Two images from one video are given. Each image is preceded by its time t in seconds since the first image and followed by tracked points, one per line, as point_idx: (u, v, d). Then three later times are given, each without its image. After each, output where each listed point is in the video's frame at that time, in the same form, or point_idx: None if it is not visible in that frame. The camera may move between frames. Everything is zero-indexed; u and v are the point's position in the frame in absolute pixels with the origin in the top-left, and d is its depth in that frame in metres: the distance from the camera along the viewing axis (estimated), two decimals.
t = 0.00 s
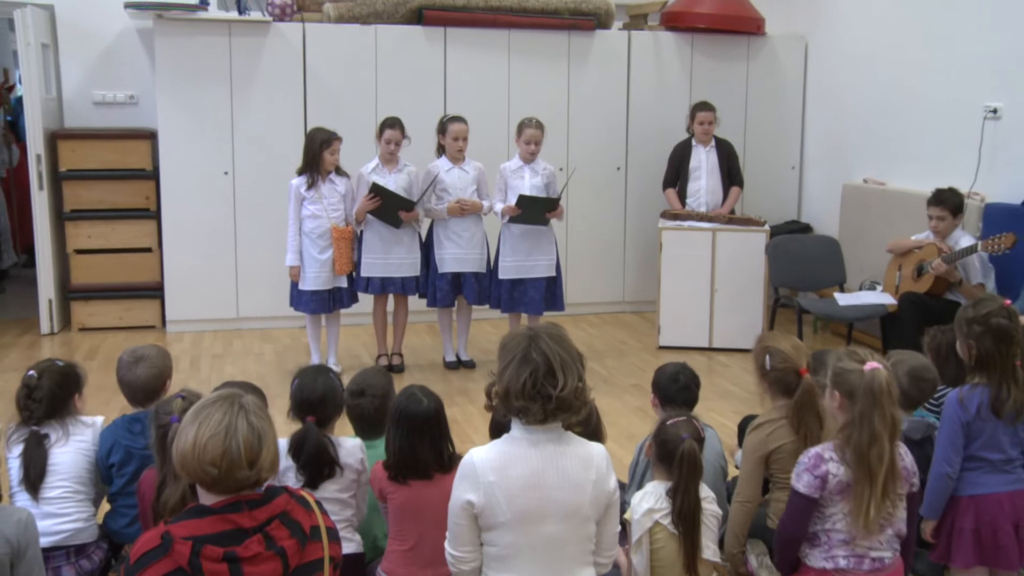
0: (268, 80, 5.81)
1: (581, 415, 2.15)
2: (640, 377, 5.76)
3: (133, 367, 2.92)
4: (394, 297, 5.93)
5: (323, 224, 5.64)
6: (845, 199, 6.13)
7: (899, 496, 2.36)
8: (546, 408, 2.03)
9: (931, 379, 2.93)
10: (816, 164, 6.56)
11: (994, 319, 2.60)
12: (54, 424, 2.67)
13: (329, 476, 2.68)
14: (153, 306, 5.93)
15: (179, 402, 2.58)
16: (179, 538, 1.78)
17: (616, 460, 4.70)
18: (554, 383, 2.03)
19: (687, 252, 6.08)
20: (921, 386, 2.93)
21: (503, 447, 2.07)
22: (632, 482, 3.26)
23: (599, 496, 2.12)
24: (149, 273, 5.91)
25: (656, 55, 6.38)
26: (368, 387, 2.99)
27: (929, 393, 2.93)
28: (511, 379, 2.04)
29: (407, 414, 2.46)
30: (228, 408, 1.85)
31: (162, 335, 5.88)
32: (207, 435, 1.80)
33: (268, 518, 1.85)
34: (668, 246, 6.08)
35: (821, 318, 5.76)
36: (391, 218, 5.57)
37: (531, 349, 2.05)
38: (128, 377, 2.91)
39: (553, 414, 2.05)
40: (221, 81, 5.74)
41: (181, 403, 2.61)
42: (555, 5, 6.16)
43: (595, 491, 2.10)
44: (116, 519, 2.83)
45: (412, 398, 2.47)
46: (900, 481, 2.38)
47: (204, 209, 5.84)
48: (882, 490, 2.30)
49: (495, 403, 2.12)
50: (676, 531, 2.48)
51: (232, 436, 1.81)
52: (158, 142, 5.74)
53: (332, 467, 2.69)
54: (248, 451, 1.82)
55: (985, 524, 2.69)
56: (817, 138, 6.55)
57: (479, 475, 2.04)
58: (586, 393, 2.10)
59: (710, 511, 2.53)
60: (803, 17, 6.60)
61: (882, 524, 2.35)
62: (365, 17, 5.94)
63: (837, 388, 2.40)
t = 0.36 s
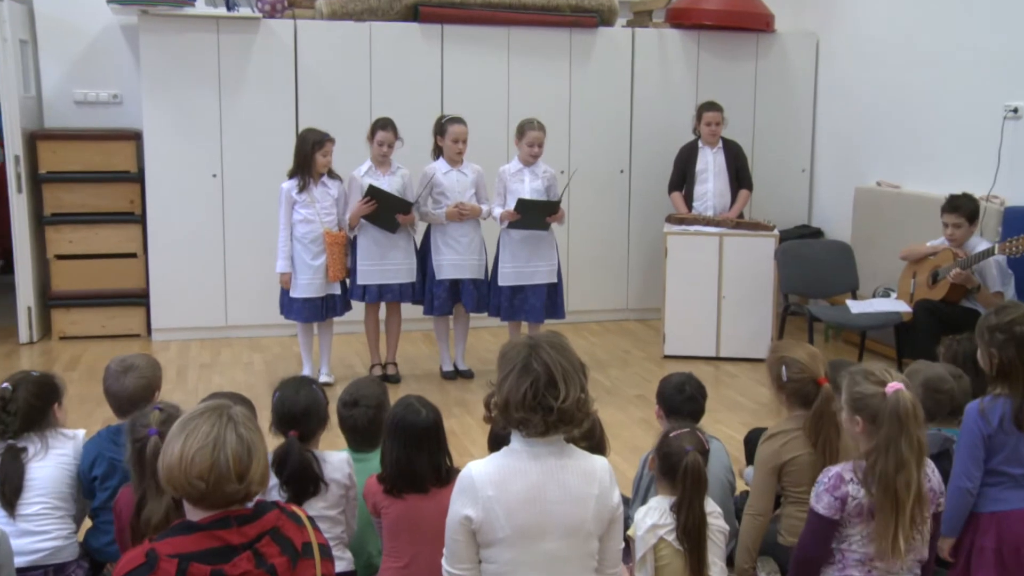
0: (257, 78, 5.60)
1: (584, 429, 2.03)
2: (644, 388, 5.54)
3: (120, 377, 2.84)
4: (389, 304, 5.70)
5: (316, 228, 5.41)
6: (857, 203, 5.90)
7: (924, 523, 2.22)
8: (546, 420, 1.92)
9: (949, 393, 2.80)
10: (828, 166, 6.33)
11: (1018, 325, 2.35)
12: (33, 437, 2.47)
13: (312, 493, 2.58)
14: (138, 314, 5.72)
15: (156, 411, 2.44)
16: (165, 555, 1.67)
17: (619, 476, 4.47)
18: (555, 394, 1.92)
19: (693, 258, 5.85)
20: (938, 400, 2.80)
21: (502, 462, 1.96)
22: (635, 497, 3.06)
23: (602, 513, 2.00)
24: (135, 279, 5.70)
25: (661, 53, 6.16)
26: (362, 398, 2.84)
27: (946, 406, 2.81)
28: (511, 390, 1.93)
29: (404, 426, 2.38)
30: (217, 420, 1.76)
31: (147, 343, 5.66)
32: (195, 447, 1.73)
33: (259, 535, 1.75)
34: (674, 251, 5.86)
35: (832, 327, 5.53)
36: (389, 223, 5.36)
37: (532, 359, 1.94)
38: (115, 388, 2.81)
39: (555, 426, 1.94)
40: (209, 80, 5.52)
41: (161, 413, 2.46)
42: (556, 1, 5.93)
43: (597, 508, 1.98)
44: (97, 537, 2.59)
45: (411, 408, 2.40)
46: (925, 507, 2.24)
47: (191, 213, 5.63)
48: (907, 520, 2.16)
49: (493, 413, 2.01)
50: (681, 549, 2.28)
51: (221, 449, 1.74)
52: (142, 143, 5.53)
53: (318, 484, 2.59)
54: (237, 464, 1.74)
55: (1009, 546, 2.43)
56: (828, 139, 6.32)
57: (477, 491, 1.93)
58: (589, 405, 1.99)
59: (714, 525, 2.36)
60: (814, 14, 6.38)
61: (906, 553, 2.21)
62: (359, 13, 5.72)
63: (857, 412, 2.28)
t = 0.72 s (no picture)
0: (247, 79, 5.39)
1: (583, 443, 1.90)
2: (649, 400, 5.32)
3: (114, 389, 2.78)
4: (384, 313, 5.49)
5: (312, 234, 5.21)
6: (870, 208, 5.69)
7: (942, 543, 2.07)
8: (548, 433, 1.81)
9: (968, 407, 2.52)
10: (840, 170, 6.11)
11: None
12: (15, 450, 2.34)
13: (314, 509, 2.45)
14: (123, 323, 5.51)
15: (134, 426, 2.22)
16: None
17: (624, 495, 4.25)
18: (556, 406, 1.81)
19: (700, 266, 5.65)
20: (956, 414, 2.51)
21: (501, 477, 1.84)
22: (639, 516, 2.90)
23: (604, 530, 1.89)
24: (119, 288, 5.49)
25: (666, 53, 5.96)
26: (356, 410, 2.74)
27: (965, 420, 2.52)
28: (511, 403, 1.82)
29: (398, 440, 2.29)
30: (206, 434, 1.69)
31: (132, 354, 5.45)
32: (182, 462, 1.65)
33: (248, 555, 1.64)
34: (680, 258, 5.66)
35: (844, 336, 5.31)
36: (387, 228, 5.17)
37: (532, 369, 1.83)
38: (108, 399, 2.76)
39: (556, 440, 1.82)
40: (197, 80, 5.32)
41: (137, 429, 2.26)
42: None
43: (600, 524, 1.87)
44: (80, 555, 2.45)
45: (405, 421, 2.31)
46: (943, 526, 2.08)
47: (178, 219, 5.43)
48: (922, 541, 2.01)
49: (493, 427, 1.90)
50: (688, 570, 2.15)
51: (210, 464, 1.65)
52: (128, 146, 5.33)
53: (319, 500, 2.46)
54: (226, 479, 1.65)
55: None
56: (840, 143, 6.11)
57: (474, 507, 1.81)
58: (590, 417, 1.87)
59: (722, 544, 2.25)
60: (826, 12, 6.17)
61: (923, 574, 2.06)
62: (353, 12, 5.52)
63: (872, 424, 2.11)
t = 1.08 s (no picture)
0: (238, 80, 5.20)
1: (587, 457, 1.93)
2: (655, 413, 5.11)
3: (100, 403, 2.65)
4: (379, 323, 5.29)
5: (304, 241, 5.03)
6: (885, 214, 5.48)
7: (968, 558, 1.98)
8: (550, 447, 1.82)
9: (986, 418, 2.52)
10: (852, 174, 5.91)
11: None
12: None
13: (301, 527, 2.31)
14: (108, 333, 5.31)
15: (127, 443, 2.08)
16: None
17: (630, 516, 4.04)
18: (558, 419, 1.83)
19: (708, 274, 5.44)
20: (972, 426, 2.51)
21: (501, 492, 1.85)
22: (645, 532, 2.76)
23: (609, 548, 1.88)
24: (104, 297, 5.29)
25: (672, 53, 5.77)
26: (349, 423, 2.61)
27: (983, 431, 2.52)
28: (511, 415, 1.83)
29: (394, 456, 2.22)
30: (193, 449, 1.68)
31: (117, 366, 5.25)
32: (169, 478, 1.63)
33: None
34: (687, 266, 5.45)
35: (858, 347, 5.11)
36: (378, 236, 4.97)
37: (533, 382, 1.85)
38: (96, 413, 2.63)
39: (558, 454, 1.83)
40: (184, 81, 5.13)
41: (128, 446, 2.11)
42: None
43: (603, 542, 1.86)
44: None
45: (400, 436, 2.24)
46: (969, 540, 1.99)
47: (165, 225, 5.23)
48: (950, 556, 1.92)
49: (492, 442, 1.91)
50: None
51: (198, 479, 1.64)
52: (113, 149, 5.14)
53: (305, 518, 2.31)
54: (215, 495, 1.64)
55: None
56: (852, 147, 5.91)
57: (474, 523, 1.82)
58: (594, 432, 1.89)
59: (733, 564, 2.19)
60: (837, 11, 5.98)
61: None
62: (348, 10, 5.33)
63: (891, 437, 1.99)
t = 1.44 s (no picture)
0: (228, 82, 5.03)
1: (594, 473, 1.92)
2: (661, 427, 4.91)
3: (81, 417, 2.49)
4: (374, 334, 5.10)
5: (294, 249, 4.85)
6: (899, 221, 5.30)
7: None
8: (552, 462, 1.81)
9: (1005, 433, 2.42)
10: (866, 180, 5.71)
11: None
12: None
13: (276, 548, 2.24)
14: (93, 344, 5.13)
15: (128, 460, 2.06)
16: None
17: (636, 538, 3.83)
18: (561, 434, 1.82)
19: (715, 283, 5.26)
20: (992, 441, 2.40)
21: (502, 510, 1.84)
22: (651, 552, 2.61)
23: (613, 566, 1.87)
24: (89, 306, 5.11)
25: (678, 54, 5.59)
26: (343, 437, 2.47)
27: (1003, 448, 2.42)
28: (511, 431, 1.82)
29: (390, 470, 2.14)
30: (182, 464, 1.67)
31: (101, 378, 5.07)
32: (157, 493, 1.62)
33: None
34: (695, 274, 5.26)
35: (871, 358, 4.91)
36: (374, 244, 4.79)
37: (534, 396, 1.84)
38: (78, 427, 2.47)
39: (561, 469, 1.83)
40: (172, 82, 4.96)
41: (131, 463, 2.08)
42: None
43: (607, 560, 1.85)
44: None
45: (397, 450, 2.15)
46: (990, 561, 1.96)
47: (152, 232, 5.05)
48: None
49: (493, 456, 1.90)
50: None
51: (187, 497, 1.63)
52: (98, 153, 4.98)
53: (282, 538, 2.25)
54: (204, 513, 1.63)
55: None
56: (865, 152, 5.72)
57: (475, 541, 1.81)
58: (598, 447, 1.89)
59: None
60: (849, 11, 5.80)
61: None
62: (342, 10, 5.16)
63: (908, 453, 2.00)
